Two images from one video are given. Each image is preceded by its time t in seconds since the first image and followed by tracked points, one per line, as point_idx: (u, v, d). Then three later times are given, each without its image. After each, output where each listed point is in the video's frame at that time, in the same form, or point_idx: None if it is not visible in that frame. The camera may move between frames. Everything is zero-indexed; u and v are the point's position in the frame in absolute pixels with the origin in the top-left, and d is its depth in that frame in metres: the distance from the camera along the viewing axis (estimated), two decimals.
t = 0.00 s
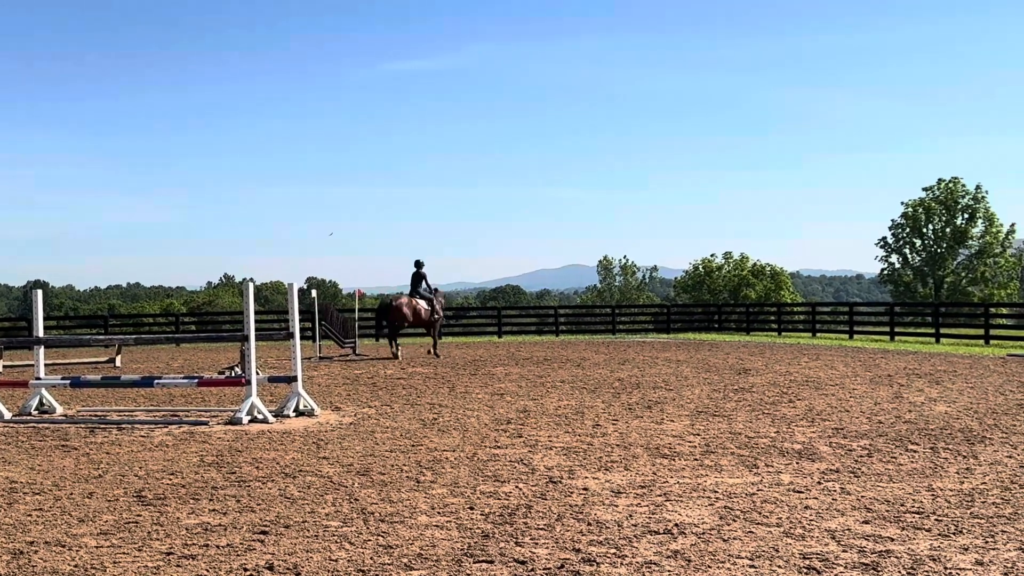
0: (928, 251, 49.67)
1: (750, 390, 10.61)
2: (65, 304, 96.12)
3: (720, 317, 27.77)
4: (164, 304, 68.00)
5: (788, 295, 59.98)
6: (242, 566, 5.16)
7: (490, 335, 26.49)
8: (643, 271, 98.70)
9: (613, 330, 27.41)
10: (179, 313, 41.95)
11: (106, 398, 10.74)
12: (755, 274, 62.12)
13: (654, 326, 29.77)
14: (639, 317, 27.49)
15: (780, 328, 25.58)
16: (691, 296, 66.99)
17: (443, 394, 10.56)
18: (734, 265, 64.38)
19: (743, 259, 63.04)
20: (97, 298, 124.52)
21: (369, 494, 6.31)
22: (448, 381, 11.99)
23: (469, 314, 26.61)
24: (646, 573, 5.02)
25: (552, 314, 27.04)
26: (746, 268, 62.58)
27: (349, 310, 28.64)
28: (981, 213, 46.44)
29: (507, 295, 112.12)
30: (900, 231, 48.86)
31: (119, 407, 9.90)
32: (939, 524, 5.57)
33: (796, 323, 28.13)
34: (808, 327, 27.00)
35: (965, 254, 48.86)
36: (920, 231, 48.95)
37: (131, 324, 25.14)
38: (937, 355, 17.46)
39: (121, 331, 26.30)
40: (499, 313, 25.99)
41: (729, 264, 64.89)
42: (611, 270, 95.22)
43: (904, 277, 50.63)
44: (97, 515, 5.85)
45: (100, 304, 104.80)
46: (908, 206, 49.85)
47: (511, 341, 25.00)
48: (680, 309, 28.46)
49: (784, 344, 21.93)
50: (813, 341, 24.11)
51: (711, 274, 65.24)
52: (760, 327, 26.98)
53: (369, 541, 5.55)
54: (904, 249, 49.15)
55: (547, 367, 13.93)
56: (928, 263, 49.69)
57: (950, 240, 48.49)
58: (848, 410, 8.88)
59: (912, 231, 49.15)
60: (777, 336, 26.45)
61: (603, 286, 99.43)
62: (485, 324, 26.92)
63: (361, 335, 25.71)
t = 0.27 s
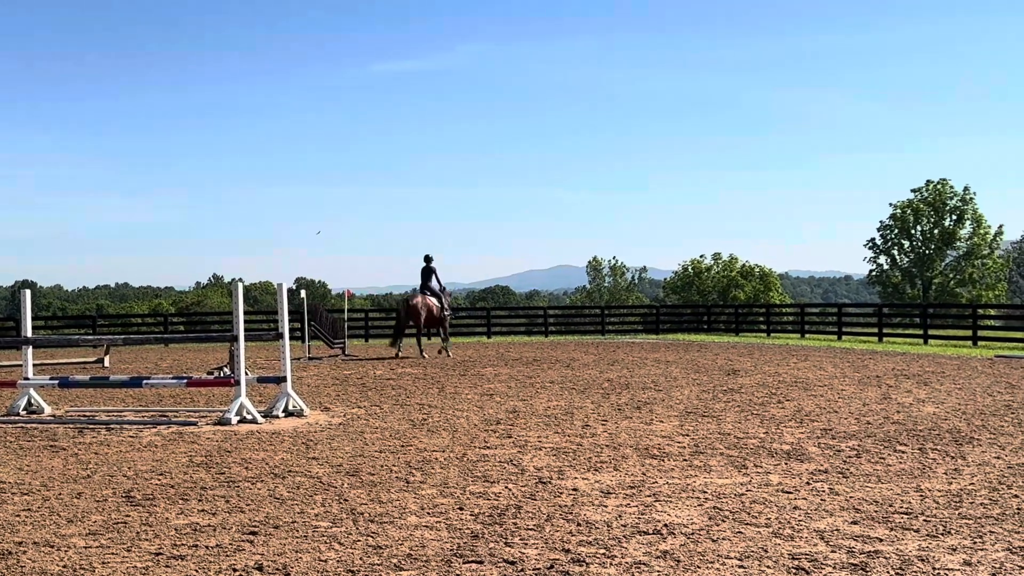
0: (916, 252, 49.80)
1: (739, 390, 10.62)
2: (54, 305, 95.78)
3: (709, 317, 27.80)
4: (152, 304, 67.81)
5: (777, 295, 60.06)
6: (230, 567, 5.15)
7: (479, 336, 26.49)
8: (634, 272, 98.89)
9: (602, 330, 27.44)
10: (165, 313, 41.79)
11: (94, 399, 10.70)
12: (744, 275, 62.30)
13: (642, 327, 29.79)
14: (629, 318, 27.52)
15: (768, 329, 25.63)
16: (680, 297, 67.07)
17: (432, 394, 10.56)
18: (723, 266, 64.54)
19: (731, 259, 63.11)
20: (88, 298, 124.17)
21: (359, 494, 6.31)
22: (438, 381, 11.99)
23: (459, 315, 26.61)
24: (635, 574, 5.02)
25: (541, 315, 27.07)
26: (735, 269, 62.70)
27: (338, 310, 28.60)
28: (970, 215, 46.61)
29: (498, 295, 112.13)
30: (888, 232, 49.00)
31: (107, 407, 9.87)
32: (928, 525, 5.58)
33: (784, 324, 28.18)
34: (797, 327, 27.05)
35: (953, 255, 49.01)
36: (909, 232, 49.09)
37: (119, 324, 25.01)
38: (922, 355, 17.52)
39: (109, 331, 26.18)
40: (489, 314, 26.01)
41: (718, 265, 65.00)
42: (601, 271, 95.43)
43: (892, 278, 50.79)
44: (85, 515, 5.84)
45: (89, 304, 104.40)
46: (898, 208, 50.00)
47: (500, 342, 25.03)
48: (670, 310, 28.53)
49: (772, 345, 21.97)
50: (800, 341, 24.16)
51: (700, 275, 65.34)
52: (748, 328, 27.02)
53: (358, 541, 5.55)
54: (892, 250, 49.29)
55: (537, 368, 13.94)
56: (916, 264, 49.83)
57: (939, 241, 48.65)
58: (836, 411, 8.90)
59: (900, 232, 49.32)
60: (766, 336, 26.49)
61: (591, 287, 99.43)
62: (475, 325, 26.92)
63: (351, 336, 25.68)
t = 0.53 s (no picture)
0: (910, 252, 49.84)
1: (733, 390, 10.63)
2: (48, 304, 95.67)
3: (703, 318, 27.80)
4: (146, 303, 67.76)
5: (770, 296, 60.09)
6: (225, 566, 5.16)
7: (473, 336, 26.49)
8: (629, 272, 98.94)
9: (597, 331, 27.46)
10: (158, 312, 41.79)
11: (88, 398, 10.69)
12: (738, 275, 62.38)
13: (636, 327, 29.77)
14: (623, 318, 27.54)
15: (762, 329, 25.62)
16: (674, 296, 67.08)
17: (427, 394, 10.56)
18: (717, 266, 64.60)
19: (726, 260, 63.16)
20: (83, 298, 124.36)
21: (354, 494, 6.30)
22: (432, 381, 11.99)
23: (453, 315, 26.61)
24: (630, 573, 5.03)
25: (536, 315, 27.07)
26: (729, 270, 62.74)
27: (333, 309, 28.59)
28: (964, 215, 46.67)
29: (493, 295, 112.11)
30: (882, 233, 49.06)
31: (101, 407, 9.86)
32: (921, 525, 5.59)
33: (778, 325, 28.18)
34: (790, 328, 27.07)
35: (947, 255, 49.05)
36: (902, 233, 49.13)
37: (113, 323, 24.92)
38: (914, 355, 17.55)
39: (102, 330, 26.10)
40: (483, 313, 26.01)
41: (711, 265, 65.03)
42: (596, 271, 95.48)
43: (886, 278, 50.85)
44: (80, 514, 5.84)
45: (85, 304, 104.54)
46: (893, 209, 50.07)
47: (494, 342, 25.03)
48: (664, 310, 28.57)
49: (765, 344, 21.96)
50: (793, 341, 24.15)
51: (694, 275, 65.37)
52: (742, 328, 27.01)
53: (353, 541, 5.55)
54: (886, 250, 49.35)
55: (531, 367, 13.94)
56: (910, 264, 49.79)
57: (932, 242, 48.71)
58: (830, 411, 8.91)
59: (894, 233, 49.39)
60: (760, 336, 26.48)
61: (586, 287, 99.36)
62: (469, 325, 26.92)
63: (344, 336, 25.66)
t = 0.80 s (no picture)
0: (909, 252, 49.83)
1: (731, 389, 10.63)
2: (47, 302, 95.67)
3: (702, 317, 27.79)
4: (144, 302, 67.72)
5: (769, 295, 60.08)
6: (224, 564, 5.17)
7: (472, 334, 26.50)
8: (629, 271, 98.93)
9: (596, 330, 27.45)
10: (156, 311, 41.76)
11: (87, 396, 10.69)
12: (737, 274, 62.38)
13: (635, 326, 29.77)
14: (622, 317, 27.54)
15: (761, 328, 25.61)
16: (673, 296, 67.06)
17: (425, 392, 10.57)
18: (716, 265, 64.57)
19: (724, 259, 63.15)
20: (82, 296, 124.30)
21: (353, 492, 6.31)
22: (431, 380, 11.99)
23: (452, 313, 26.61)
24: (628, 571, 5.04)
25: (534, 314, 27.07)
26: (728, 269, 62.74)
27: (332, 308, 28.56)
28: (963, 215, 46.68)
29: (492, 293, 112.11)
30: (881, 232, 49.05)
31: (100, 405, 9.87)
32: (920, 524, 5.60)
33: (777, 324, 28.18)
34: (789, 327, 27.06)
35: (946, 255, 49.04)
36: (901, 232, 49.14)
37: (111, 322, 24.91)
38: (912, 355, 17.55)
39: (101, 328, 26.09)
40: (482, 312, 26.02)
41: (711, 264, 65.02)
42: (596, 270, 95.50)
43: (886, 278, 50.84)
44: (79, 512, 5.84)
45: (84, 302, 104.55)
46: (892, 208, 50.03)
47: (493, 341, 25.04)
48: (663, 309, 28.58)
49: (765, 344, 21.96)
50: (792, 340, 24.14)
51: (693, 274, 65.36)
52: (742, 327, 27.01)
53: (352, 539, 5.56)
54: (885, 249, 49.33)
55: (530, 366, 13.95)
56: (908, 264, 49.76)
57: (931, 241, 48.67)
58: (829, 410, 8.92)
59: (893, 232, 49.39)
60: (759, 335, 26.47)
61: (585, 286, 99.11)
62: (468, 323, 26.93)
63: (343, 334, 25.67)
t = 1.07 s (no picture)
0: (911, 250, 49.74)
1: (734, 387, 10.63)
2: (49, 300, 95.73)
3: (705, 315, 27.77)
4: (147, 300, 67.76)
5: (771, 293, 60.00)
6: (227, 561, 5.18)
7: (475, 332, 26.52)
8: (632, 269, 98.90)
9: (598, 328, 27.44)
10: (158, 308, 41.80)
11: (90, 393, 10.70)
12: (741, 273, 62.39)
13: (637, 325, 29.74)
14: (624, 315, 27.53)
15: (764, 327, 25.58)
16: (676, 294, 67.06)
17: (428, 390, 10.57)
18: (720, 263, 64.55)
19: (727, 257, 63.08)
20: (84, 294, 124.40)
21: (355, 490, 6.31)
22: (434, 378, 11.99)
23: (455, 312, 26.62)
24: (631, 569, 5.06)
25: (537, 312, 27.08)
26: (731, 267, 62.72)
27: (334, 307, 28.57)
28: (965, 213, 46.60)
29: (495, 291, 112.26)
30: (884, 230, 49.01)
31: (104, 403, 9.88)
32: (923, 522, 5.60)
33: (780, 323, 28.14)
34: (791, 325, 27.03)
35: (949, 254, 48.95)
36: (904, 231, 49.07)
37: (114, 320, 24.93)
38: (915, 353, 17.53)
39: (104, 326, 26.13)
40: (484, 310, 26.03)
41: (714, 262, 65.00)
42: (600, 268, 95.62)
43: (889, 276, 50.81)
44: (82, 509, 5.85)
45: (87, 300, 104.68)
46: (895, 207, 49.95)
47: (495, 338, 25.06)
48: (665, 307, 28.58)
49: (768, 342, 21.93)
50: (795, 339, 24.09)
51: (696, 272, 65.35)
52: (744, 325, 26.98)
53: (354, 537, 5.57)
54: (888, 248, 49.28)
55: (532, 364, 13.96)
56: (912, 262, 49.70)
57: (934, 239, 48.59)
58: (831, 409, 8.92)
59: (896, 230, 49.33)
60: (762, 334, 26.42)
61: (588, 284, 99.11)
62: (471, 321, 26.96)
63: (346, 332, 25.70)
